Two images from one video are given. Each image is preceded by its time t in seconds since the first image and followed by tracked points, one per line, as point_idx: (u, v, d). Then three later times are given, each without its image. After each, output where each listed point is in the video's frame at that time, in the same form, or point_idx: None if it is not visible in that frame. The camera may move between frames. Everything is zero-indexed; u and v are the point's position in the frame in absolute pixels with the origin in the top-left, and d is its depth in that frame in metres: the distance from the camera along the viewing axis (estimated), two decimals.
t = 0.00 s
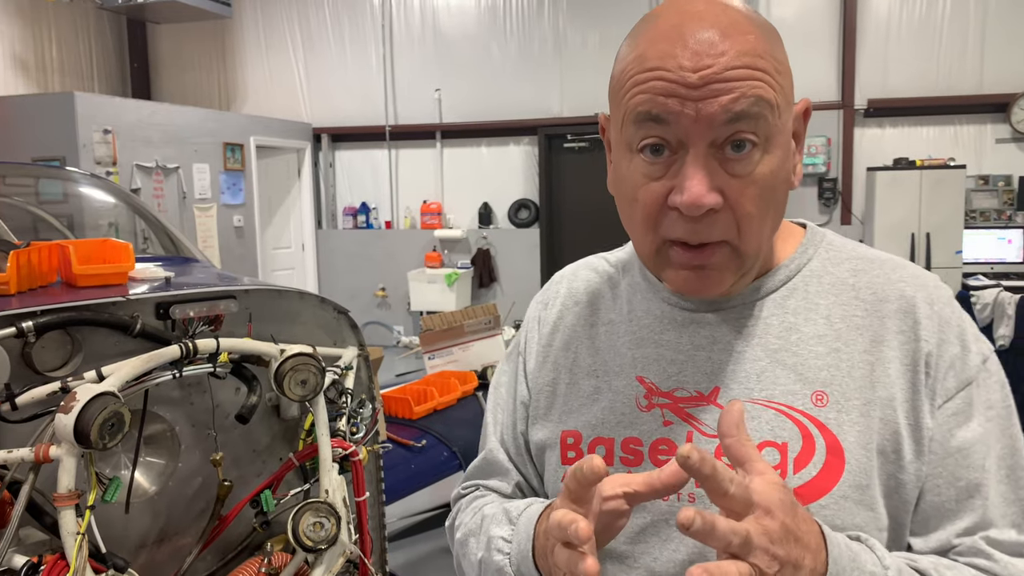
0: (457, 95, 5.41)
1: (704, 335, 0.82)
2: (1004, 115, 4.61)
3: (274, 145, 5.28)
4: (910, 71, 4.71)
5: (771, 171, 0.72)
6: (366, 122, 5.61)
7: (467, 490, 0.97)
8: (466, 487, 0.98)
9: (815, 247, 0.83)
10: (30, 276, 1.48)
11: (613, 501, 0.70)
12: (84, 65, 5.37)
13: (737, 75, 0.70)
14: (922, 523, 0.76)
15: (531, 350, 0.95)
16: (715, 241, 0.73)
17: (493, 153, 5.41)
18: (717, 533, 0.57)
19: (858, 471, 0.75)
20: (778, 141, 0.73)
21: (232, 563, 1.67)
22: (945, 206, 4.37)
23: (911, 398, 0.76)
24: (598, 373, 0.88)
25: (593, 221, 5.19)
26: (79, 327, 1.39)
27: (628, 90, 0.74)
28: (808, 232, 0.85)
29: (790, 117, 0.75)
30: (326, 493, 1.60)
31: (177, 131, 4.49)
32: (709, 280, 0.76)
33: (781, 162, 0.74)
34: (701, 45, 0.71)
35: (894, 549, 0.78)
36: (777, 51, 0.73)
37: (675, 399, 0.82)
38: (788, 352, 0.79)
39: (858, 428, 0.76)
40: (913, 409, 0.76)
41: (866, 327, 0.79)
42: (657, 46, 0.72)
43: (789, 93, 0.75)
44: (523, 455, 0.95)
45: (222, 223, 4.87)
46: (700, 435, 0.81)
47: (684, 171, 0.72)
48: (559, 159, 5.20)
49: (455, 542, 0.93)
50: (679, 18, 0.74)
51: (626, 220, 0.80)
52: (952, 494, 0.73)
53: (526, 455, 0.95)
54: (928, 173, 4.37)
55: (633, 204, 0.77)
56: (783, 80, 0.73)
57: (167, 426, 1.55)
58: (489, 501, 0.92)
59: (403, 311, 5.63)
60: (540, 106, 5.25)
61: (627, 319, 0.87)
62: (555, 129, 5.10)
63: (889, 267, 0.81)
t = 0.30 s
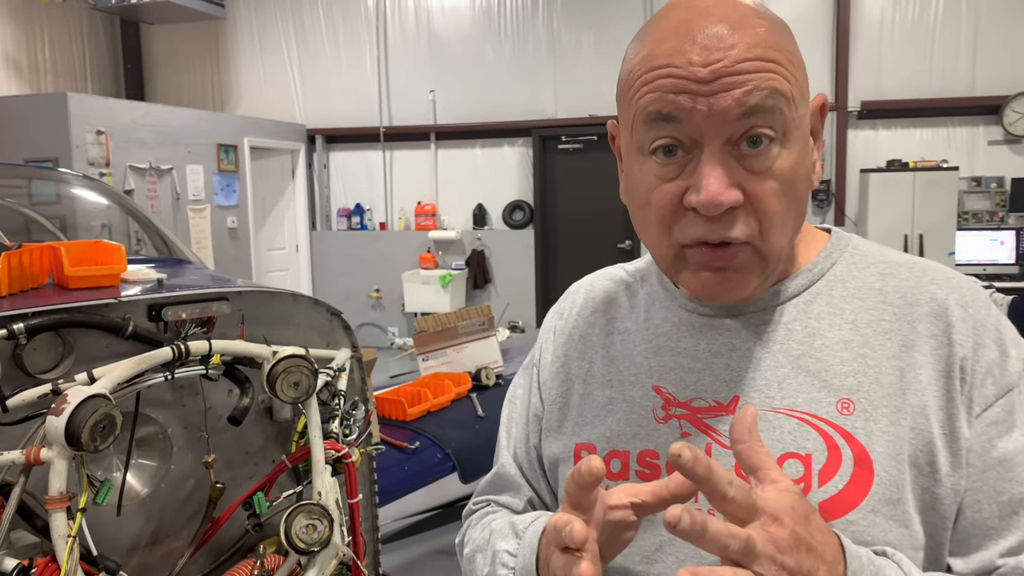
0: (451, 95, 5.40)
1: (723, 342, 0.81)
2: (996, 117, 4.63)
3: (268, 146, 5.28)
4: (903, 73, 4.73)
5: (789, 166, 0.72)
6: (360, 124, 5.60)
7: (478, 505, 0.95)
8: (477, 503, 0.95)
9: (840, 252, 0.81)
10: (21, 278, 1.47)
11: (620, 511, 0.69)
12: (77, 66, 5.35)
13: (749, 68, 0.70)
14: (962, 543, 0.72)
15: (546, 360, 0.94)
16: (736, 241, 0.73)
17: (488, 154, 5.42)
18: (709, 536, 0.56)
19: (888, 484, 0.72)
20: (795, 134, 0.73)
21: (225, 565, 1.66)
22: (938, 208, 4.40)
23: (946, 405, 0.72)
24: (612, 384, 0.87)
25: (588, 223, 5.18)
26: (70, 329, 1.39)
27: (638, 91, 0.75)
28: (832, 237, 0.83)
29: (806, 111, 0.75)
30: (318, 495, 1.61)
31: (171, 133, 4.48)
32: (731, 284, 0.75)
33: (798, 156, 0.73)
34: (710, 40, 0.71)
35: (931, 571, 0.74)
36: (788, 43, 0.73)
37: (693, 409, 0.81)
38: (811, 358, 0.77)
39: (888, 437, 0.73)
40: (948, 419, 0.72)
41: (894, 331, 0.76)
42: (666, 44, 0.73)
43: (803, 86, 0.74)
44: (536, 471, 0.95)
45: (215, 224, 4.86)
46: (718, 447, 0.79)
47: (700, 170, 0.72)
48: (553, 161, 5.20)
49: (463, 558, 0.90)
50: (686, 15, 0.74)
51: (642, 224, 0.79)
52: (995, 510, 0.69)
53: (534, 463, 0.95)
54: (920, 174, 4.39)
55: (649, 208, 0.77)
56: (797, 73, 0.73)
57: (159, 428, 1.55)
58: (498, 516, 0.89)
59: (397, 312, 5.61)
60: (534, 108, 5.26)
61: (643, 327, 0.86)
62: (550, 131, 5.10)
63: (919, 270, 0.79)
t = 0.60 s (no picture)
0: (446, 96, 5.41)
1: (744, 351, 0.82)
2: (990, 117, 4.65)
3: (263, 147, 5.27)
4: (897, 74, 4.75)
5: (762, 164, 0.72)
6: (355, 125, 5.60)
7: (484, 519, 0.95)
8: (484, 517, 0.95)
9: (863, 257, 0.83)
10: (14, 280, 1.47)
11: (629, 510, 0.68)
12: (71, 67, 5.34)
13: (704, 72, 0.70)
14: (996, 561, 0.73)
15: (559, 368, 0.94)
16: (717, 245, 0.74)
17: (483, 155, 5.42)
18: (733, 550, 0.54)
19: (920, 499, 0.73)
20: (769, 130, 0.73)
21: (220, 567, 1.66)
22: (933, 208, 4.41)
23: (979, 417, 0.74)
24: (627, 395, 0.88)
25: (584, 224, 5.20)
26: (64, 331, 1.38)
27: (607, 105, 0.77)
28: (856, 243, 0.85)
29: (784, 104, 0.74)
30: (313, 497, 1.60)
31: (166, 134, 4.47)
32: (720, 288, 0.76)
33: (775, 153, 0.73)
34: (666, 48, 0.72)
35: None
36: (753, 39, 0.73)
37: (713, 420, 0.82)
38: (838, 367, 0.78)
39: (918, 451, 0.74)
40: (982, 430, 0.73)
41: (923, 339, 0.77)
42: (626, 58, 0.75)
43: (777, 80, 0.74)
44: (547, 485, 0.96)
45: (210, 225, 4.85)
46: (741, 460, 0.80)
47: (670, 178, 0.73)
48: (549, 161, 5.20)
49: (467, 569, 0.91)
50: (647, 25, 0.76)
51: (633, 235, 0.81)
52: None
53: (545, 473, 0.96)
54: (915, 174, 4.40)
55: (634, 219, 0.79)
56: (765, 68, 0.73)
57: (154, 430, 1.54)
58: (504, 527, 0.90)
59: (393, 314, 5.61)
60: (529, 109, 5.26)
61: (658, 338, 0.88)
62: (545, 131, 5.11)
63: (947, 277, 0.80)
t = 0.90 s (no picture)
0: (444, 95, 5.40)
1: (742, 348, 0.83)
2: (988, 115, 4.65)
3: (261, 148, 5.27)
4: (895, 72, 4.75)
5: (754, 164, 0.72)
6: (353, 125, 5.59)
7: (484, 520, 0.97)
8: (484, 518, 0.97)
9: (864, 254, 0.83)
10: (10, 280, 1.46)
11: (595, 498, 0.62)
12: (69, 69, 5.33)
13: (689, 76, 0.70)
14: (999, 560, 0.73)
15: (563, 373, 0.97)
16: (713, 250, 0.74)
17: (481, 154, 5.42)
18: (721, 503, 0.54)
19: (921, 497, 0.73)
20: (758, 130, 0.73)
21: (218, 567, 1.65)
22: (931, 206, 4.42)
23: (980, 412, 0.73)
24: (627, 396, 0.90)
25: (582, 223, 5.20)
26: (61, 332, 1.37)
27: (594, 115, 0.77)
28: (857, 240, 0.86)
29: (771, 103, 0.74)
30: (311, 497, 1.59)
31: (164, 134, 4.47)
32: (721, 292, 0.76)
33: (766, 152, 0.73)
34: (649, 55, 0.72)
35: None
36: (738, 39, 0.73)
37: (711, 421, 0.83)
38: (837, 364, 0.78)
39: (919, 448, 0.74)
40: (983, 427, 0.73)
41: (924, 335, 0.77)
42: (611, 65, 0.75)
43: (764, 78, 0.74)
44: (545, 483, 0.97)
45: (208, 225, 4.85)
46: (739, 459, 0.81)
47: (662, 185, 0.74)
48: (547, 160, 5.20)
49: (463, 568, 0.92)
50: (630, 32, 0.76)
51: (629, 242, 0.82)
52: None
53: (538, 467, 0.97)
54: (913, 172, 4.40)
55: (629, 227, 0.79)
56: (751, 67, 0.73)
57: (152, 430, 1.54)
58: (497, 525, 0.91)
59: (392, 314, 5.61)
60: (527, 108, 5.25)
61: (657, 340, 0.89)
62: (543, 130, 5.10)
63: (948, 272, 0.80)
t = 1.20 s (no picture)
0: (443, 94, 5.40)
1: (733, 345, 0.85)
2: (989, 112, 4.65)
3: (262, 147, 5.27)
4: (896, 70, 4.75)
5: (744, 166, 0.73)
6: (353, 124, 5.59)
7: (473, 500, 1.00)
8: (473, 498, 1.00)
9: (855, 251, 0.86)
10: (12, 280, 1.46)
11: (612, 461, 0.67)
12: (68, 68, 5.33)
13: (677, 82, 0.71)
14: (980, 553, 0.75)
15: (558, 364, 0.98)
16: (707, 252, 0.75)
17: (481, 153, 5.42)
18: (727, 515, 0.56)
19: (905, 491, 0.75)
20: (747, 132, 0.74)
21: (220, 566, 1.66)
22: (931, 204, 4.42)
23: (964, 409, 0.76)
24: (621, 389, 0.92)
25: (583, 221, 5.21)
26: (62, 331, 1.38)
27: (584, 121, 0.78)
28: (847, 236, 0.88)
29: (759, 104, 0.75)
30: (313, 496, 1.60)
31: (164, 134, 4.47)
32: (715, 292, 0.78)
33: (755, 154, 0.74)
34: (637, 62, 0.73)
35: None
36: (725, 43, 0.74)
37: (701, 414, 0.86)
38: (825, 361, 0.81)
39: (904, 444, 0.76)
40: (966, 424, 0.75)
41: (911, 333, 0.79)
42: (599, 73, 0.75)
43: (751, 79, 0.75)
44: (540, 472, 0.99)
45: (208, 225, 4.85)
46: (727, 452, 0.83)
47: (654, 189, 0.74)
48: (547, 159, 5.21)
49: (450, 543, 0.94)
50: (617, 38, 0.76)
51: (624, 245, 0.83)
52: (1016, 519, 0.72)
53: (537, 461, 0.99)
54: (914, 170, 4.40)
55: (623, 231, 0.80)
56: (738, 69, 0.73)
57: (153, 430, 1.54)
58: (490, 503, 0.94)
59: (392, 313, 5.61)
60: (526, 107, 5.25)
61: (650, 333, 0.92)
62: (544, 129, 5.10)
63: (937, 270, 0.82)
